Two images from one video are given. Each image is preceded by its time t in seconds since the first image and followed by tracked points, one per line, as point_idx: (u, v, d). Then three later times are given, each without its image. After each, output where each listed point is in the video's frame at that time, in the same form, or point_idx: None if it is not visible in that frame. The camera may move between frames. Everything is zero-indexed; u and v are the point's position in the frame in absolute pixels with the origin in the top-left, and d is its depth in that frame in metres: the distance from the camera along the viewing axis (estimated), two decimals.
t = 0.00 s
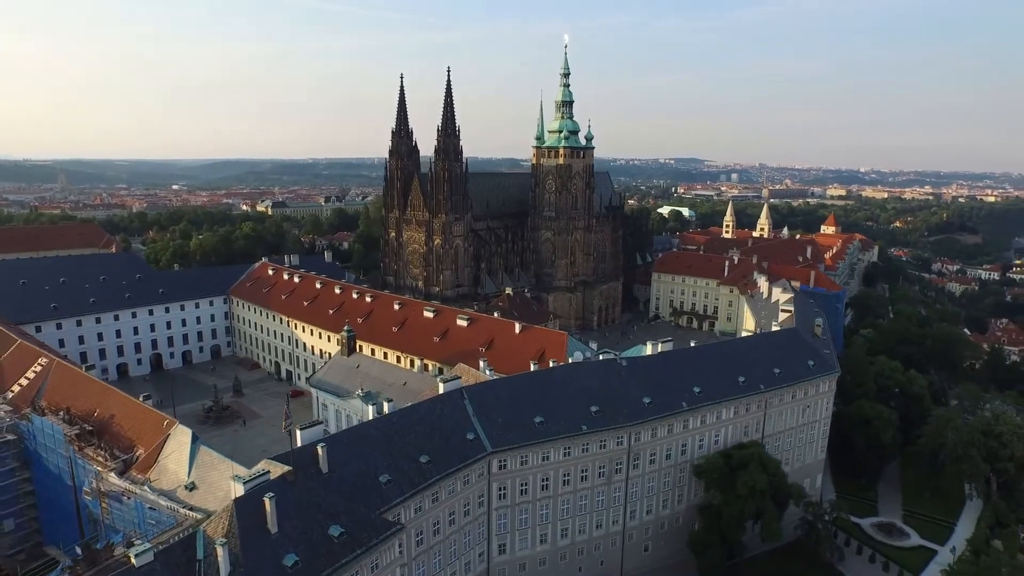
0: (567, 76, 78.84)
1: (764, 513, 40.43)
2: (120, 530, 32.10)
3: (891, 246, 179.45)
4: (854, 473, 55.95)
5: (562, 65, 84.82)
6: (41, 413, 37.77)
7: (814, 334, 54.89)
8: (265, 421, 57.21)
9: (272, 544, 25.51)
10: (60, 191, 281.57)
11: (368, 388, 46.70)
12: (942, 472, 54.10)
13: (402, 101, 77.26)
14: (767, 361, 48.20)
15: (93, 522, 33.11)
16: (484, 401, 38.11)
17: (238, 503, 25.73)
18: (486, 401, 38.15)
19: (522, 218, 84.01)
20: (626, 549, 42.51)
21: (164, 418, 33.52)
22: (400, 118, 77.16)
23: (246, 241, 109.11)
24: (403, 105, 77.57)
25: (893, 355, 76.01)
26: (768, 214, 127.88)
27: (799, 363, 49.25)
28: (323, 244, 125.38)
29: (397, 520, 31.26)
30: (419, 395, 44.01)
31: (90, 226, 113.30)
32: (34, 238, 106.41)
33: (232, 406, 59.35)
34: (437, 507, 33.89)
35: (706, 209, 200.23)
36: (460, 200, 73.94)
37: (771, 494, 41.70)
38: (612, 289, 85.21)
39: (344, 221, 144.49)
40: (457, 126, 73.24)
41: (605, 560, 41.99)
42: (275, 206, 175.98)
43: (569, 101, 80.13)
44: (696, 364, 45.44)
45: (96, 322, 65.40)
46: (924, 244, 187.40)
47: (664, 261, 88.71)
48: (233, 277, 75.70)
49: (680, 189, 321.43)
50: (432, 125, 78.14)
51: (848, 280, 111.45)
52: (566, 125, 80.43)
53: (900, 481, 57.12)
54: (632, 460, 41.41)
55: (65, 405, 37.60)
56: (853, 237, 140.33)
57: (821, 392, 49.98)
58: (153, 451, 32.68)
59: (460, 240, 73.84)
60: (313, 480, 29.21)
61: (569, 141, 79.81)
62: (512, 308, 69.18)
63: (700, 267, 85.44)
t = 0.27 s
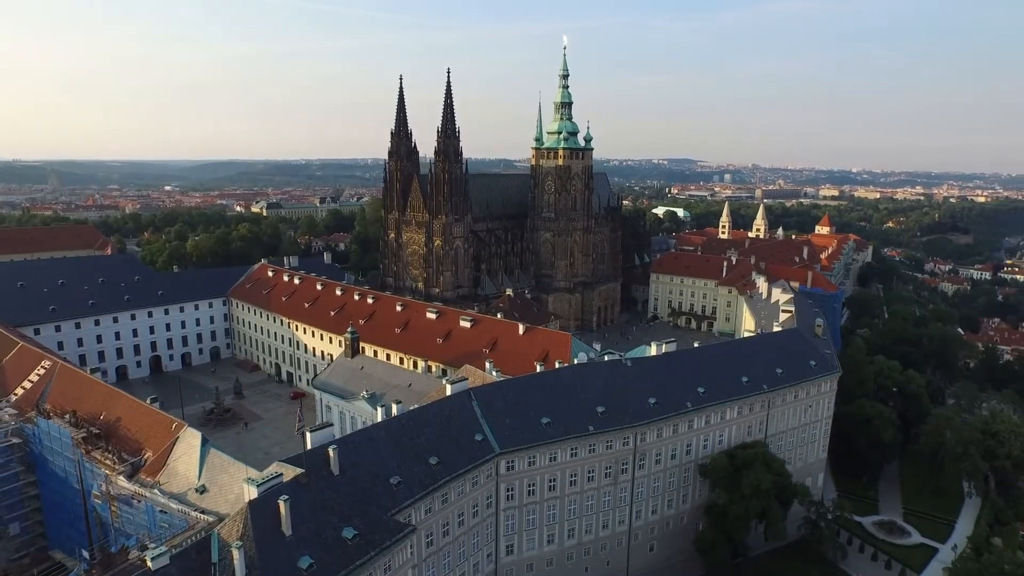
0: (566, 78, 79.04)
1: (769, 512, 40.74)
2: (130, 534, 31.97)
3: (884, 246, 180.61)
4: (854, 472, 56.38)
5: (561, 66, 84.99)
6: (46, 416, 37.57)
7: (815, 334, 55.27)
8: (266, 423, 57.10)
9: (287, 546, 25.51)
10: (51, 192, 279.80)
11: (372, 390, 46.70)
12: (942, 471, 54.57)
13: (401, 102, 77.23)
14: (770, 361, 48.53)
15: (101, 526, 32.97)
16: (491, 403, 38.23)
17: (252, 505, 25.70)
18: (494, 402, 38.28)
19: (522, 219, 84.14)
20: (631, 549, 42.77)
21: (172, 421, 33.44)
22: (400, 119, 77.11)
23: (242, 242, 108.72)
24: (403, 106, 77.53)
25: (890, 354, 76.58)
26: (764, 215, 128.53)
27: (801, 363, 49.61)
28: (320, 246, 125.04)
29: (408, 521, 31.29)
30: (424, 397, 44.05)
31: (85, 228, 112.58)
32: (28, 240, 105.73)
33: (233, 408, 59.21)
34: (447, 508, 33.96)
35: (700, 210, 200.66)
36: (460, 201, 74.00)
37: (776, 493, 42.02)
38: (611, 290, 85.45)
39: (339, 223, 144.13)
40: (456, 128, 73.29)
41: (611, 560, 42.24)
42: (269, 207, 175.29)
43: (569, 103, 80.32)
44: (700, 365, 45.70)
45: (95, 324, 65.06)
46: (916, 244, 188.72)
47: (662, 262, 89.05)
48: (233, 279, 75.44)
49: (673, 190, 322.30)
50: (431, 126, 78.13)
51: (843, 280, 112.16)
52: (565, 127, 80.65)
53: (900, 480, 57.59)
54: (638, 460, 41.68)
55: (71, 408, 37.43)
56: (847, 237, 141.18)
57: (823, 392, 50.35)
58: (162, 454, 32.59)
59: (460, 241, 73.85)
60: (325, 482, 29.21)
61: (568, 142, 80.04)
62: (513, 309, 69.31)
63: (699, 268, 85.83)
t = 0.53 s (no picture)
0: (565, 79, 79.21)
1: (774, 512, 41.05)
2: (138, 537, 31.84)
3: (877, 247, 181.82)
4: (854, 471, 56.80)
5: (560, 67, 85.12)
6: (51, 419, 37.36)
7: (815, 334, 55.67)
8: (269, 426, 56.98)
9: (301, 549, 25.50)
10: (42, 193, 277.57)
11: (376, 391, 46.71)
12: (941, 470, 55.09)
13: (401, 103, 77.17)
14: (772, 361, 48.85)
15: (109, 529, 32.84)
16: (499, 404, 38.33)
17: (266, 507, 25.70)
18: (501, 404, 38.38)
19: (521, 220, 84.24)
20: (637, 549, 43.04)
21: (181, 424, 33.32)
22: (399, 120, 77.05)
23: (239, 243, 108.32)
24: (402, 107, 77.46)
25: (888, 354, 77.20)
26: (759, 215, 129.20)
27: (803, 363, 49.98)
28: (316, 247, 124.73)
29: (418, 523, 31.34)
30: (430, 398, 44.07)
31: (80, 229, 111.73)
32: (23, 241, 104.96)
33: (234, 410, 59.05)
34: (456, 509, 34.03)
35: (694, 211, 201.11)
36: (460, 202, 74.03)
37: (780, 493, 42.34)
38: (610, 291, 85.69)
39: (335, 224, 143.76)
40: (456, 129, 73.32)
41: (617, 560, 42.50)
42: (264, 208, 174.60)
43: (568, 104, 80.51)
44: (703, 365, 46.00)
45: (94, 326, 64.72)
46: (909, 244, 189.99)
47: (660, 262, 89.38)
48: (232, 280, 75.19)
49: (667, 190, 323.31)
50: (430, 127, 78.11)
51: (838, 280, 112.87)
52: (565, 128, 80.86)
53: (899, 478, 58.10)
54: (644, 461, 41.93)
55: (76, 411, 37.24)
56: (841, 237, 142.07)
57: (825, 391, 50.71)
58: (171, 457, 32.47)
59: (460, 242, 73.87)
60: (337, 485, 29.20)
61: (567, 143, 80.20)
62: (514, 310, 69.45)
63: (697, 268, 86.23)
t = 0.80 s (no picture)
0: (564, 80, 79.40)
1: (779, 511, 41.35)
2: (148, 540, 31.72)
3: (871, 247, 182.97)
4: (854, 470, 57.24)
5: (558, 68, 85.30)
6: (57, 422, 37.15)
7: (816, 334, 56.08)
8: (270, 428, 56.83)
9: (316, 551, 25.51)
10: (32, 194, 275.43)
11: (381, 393, 46.72)
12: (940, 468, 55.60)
13: (400, 104, 77.15)
14: (774, 361, 49.17)
15: (118, 532, 32.71)
16: (506, 405, 38.43)
17: (281, 509, 25.69)
18: (509, 405, 38.47)
19: (520, 222, 84.41)
20: (642, 548, 43.27)
21: (190, 426, 33.23)
22: (399, 121, 77.05)
23: (235, 245, 107.92)
24: (401, 108, 77.46)
25: (885, 354, 77.79)
26: (755, 216, 129.84)
27: (805, 363, 50.33)
28: (312, 249, 124.40)
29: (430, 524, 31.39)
30: (436, 400, 44.11)
31: (74, 230, 110.91)
32: (16, 243, 104.14)
33: (236, 412, 58.89)
34: (466, 510, 34.13)
35: (690, 211, 202.86)
36: (460, 204, 74.12)
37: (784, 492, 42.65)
38: (609, 291, 85.95)
39: (331, 225, 143.45)
40: (456, 130, 73.41)
41: (623, 560, 42.71)
42: (259, 210, 173.94)
43: (567, 105, 80.71)
44: (707, 365, 46.29)
45: (93, 328, 64.38)
46: (901, 244, 191.31)
47: (659, 263, 89.73)
48: (231, 282, 74.95)
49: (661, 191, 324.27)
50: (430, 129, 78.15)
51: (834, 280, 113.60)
52: (563, 129, 81.08)
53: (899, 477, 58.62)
54: (649, 461, 42.17)
55: (82, 414, 37.06)
56: (836, 238, 142.94)
57: (826, 391, 51.09)
58: (181, 460, 32.37)
59: (460, 244, 73.89)
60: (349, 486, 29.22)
61: (566, 144, 80.34)
62: (515, 311, 69.58)
63: (695, 269, 86.63)
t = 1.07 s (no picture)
0: (563, 81, 79.60)
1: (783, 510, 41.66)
2: (158, 543, 31.64)
3: (864, 247, 184.13)
4: (854, 469, 57.67)
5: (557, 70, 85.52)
6: (62, 425, 36.98)
7: (816, 334, 56.49)
8: (273, 430, 56.72)
9: (331, 553, 25.52)
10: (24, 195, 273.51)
11: (386, 394, 46.75)
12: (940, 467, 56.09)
13: (399, 105, 77.13)
14: (777, 361, 49.51)
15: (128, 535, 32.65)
16: (514, 406, 38.55)
17: (295, 511, 25.68)
18: (517, 405, 38.63)
19: (519, 223, 84.59)
20: (648, 548, 43.50)
21: (199, 429, 33.16)
22: (398, 122, 77.06)
23: (232, 246, 107.56)
24: (401, 109, 77.45)
25: (882, 354, 78.38)
26: (751, 217, 130.52)
27: (806, 363, 50.70)
28: (309, 250, 124.10)
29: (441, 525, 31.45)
30: (442, 400, 44.24)
31: (69, 231, 110.15)
32: (10, 245, 103.36)
33: (238, 414, 58.73)
34: (476, 511, 34.22)
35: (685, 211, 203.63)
36: (460, 205, 74.20)
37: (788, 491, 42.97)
38: (608, 292, 86.21)
39: (327, 226, 143.17)
40: (456, 131, 73.50)
41: (629, 559, 42.92)
42: (254, 211, 173.31)
43: (565, 106, 80.91)
44: (711, 365, 46.58)
45: (92, 330, 64.06)
46: (894, 244, 192.50)
47: (657, 264, 90.09)
48: (230, 283, 74.71)
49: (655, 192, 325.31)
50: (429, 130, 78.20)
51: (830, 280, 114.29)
52: (562, 130, 81.33)
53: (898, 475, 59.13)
54: (654, 461, 42.43)
55: (88, 417, 36.91)
56: (830, 238, 143.81)
57: (828, 390, 51.48)
58: (190, 462, 32.30)
59: (460, 245, 73.92)
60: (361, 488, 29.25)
61: (565, 145, 80.56)
62: (515, 312, 69.72)
63: (693, 269, 87.05)
